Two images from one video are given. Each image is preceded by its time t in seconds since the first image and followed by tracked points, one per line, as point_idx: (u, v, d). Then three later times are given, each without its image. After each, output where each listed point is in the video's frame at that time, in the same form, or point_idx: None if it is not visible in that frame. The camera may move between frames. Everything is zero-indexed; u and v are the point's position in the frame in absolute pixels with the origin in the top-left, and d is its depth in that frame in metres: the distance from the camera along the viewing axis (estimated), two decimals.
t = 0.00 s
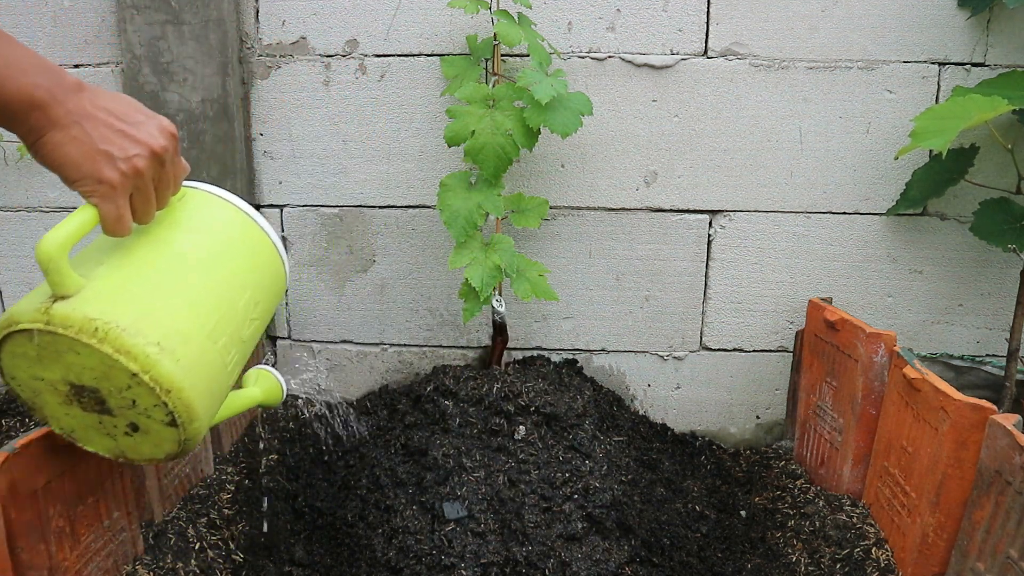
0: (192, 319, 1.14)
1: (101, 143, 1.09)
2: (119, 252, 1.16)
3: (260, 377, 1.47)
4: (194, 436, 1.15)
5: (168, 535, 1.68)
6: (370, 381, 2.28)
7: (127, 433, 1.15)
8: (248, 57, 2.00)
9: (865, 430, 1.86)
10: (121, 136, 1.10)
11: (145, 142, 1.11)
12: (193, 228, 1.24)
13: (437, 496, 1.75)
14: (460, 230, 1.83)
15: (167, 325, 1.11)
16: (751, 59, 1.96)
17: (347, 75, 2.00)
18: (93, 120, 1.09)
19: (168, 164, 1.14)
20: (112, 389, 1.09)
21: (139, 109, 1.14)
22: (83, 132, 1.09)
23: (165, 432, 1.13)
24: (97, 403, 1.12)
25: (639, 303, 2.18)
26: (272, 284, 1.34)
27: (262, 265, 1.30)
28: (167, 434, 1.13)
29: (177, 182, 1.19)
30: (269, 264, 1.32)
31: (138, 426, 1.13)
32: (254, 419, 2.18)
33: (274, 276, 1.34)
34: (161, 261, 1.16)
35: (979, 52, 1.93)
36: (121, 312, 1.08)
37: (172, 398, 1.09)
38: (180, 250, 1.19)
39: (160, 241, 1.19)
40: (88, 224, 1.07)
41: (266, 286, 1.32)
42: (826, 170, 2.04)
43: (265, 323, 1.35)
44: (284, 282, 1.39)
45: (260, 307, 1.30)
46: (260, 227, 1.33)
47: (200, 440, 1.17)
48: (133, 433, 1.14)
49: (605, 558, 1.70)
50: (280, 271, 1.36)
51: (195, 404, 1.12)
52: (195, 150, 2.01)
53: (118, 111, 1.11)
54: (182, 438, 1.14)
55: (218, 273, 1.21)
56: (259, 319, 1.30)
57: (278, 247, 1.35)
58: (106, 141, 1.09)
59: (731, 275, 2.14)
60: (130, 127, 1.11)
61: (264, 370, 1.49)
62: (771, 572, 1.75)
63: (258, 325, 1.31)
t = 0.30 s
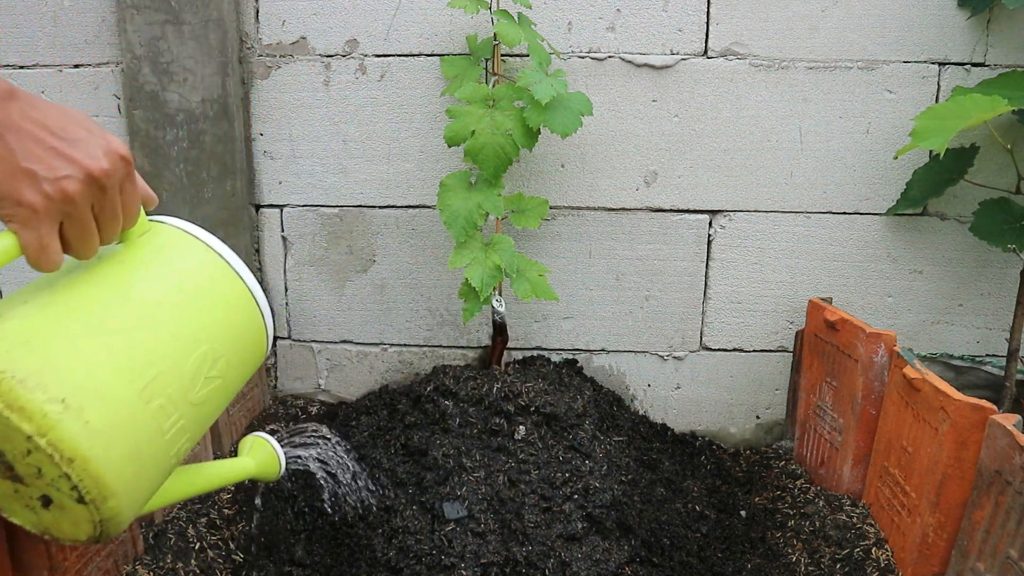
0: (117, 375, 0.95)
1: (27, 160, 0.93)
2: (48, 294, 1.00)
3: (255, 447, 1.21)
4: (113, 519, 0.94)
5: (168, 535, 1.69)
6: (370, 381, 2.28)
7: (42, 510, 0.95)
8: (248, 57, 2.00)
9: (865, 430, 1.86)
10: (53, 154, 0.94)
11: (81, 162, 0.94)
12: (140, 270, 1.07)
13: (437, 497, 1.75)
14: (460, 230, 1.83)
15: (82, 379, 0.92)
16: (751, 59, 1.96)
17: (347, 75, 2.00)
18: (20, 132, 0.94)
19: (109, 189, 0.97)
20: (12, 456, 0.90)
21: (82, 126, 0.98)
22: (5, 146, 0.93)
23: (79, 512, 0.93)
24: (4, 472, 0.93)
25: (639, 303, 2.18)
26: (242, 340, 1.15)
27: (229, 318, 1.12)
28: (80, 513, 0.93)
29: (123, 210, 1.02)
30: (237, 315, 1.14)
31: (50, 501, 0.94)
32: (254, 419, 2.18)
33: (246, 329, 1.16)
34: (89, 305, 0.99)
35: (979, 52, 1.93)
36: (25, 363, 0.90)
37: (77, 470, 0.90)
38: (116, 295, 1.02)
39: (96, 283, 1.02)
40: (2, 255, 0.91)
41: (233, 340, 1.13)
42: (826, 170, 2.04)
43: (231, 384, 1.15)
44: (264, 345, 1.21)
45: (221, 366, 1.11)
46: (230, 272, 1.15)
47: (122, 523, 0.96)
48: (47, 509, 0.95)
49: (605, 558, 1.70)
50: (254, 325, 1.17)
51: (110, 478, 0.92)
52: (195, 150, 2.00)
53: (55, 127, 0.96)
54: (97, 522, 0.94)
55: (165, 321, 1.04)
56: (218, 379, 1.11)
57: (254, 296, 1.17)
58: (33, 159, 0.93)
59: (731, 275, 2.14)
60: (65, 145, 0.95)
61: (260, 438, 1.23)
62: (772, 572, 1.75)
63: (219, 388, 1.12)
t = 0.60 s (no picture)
0: (116, 402, 0.79)
1: (24, 159, 0.82)
2: (50, 307, 0.85)
3: (301, 485, 1.15)
4: (103, 566, 0.80)
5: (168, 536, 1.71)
6: (370, 381, 2.28)
7: (30, 551, 0.81)
8: (248, 57, 1.99)
9: (865, 430, 1.86)
10: (53, 153, 0.83)
11: (83, 163, 0.83)
12: (159, 282, 0.91)
13: (437, 497, 1.75)
14: (460, 230, 1.83)
15: (70, 406, 0.76)
16: (751, 59, 1.96)
17: (347, 75, 2.00)
18: (18, 128, 0.83)
19: (116, 193, 0.85)
20: None
21: (90, 121, 0.87)
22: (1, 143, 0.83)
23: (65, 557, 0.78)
24: None
25: (639, 303, 2.18)
26: (273, 368, 0.97)
27: (256, 342, 0.94)
28: (68, 559, 0.79)
29: (137, 216, 0.89)
30: (267, 339, 0.96)
31: (35, 545, 0.79)
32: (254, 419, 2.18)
33: (278, 356, 0.98)
34: (92, 320, 0.84)
35: (979, 52, 1.93)
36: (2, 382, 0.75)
37: (57, 510, 0.75)
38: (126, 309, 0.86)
39: (104, 295, 0.87)
40: None
41: (261, 368, 0.95)
42: (826, 170, 2.04)
43: (258, 417, 0.98)
44: (301, 372, 1.03)
45: (246, 396, 0.94)
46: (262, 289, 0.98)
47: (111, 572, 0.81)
48: (34, 552, 0.80)
49: (606, 558, 1.70)
50: (288, 351, 0.99)
51: (93, 521, 0.77)
52: (195, 150, 2.00)
53: (59, 121, 0.85)
54: (85, 568, 0.79)
55: (177, 341, 0.87)
56: (244, 412, 0.94)
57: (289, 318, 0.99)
58: (31, 158, 0.83)
59: (731, 275, 2.14)
60: (68, 143, 0.84)
61: (308, 477, 1.17)
62: (771, 572, 1.75)
63: (242, 420, 0.94)
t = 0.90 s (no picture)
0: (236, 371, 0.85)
1: (134, 136, 0.84)
2: (167, 281, 0.90)
3: (402, 450, 1.18)
4: (237, 527, 0.85)
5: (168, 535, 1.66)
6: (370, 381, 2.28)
7: (171, 513, 0.87)
8: (248, 57, 1.99)
9: (865, 430, 1.86)
10: (161, 128, 0.85)
11: (192, 136, 0.85)
12: (267, 254, 0.94)
13: (437, 497, 1.72)
14: (460, 230, 1.83)
15: (196, 376, 0.82)
16: (751, 59, 1.96)
17: (347, 75, 2.00)
18: (124, 107, 0.85)
19: (223, 165, 0.87)
20: (134, 453, 0.82)
21: (190, 94, 0.88)
22: (112, 124, 0.85)
23: (203, 519, 0.84)
24: (132, 471, 0.85)
25: (639, 303, 2.18)
26: (378, 334, 0.99)
27: (362, 309, 0.97)
28: (205, 521, 0.85)
29: (242, 189, 0.91)
30: (371, 305, 0.98)
31: (176, 506, 0.85)
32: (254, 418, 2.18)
33: (382, 322, 1.00)
34: (210, 295, 0.88)
35: (979, 52, 1.93)
36: (138, 354, 0.81)
37: (194, 474, 0.80)
38: (238, 283, 0.90)
39: (218, 270, 0.91)
40: (117, 242, 0.83)
41: (368, 335, 0.98)
42: (826, 170, 2.04)
43: (366, 382, 1.01)
44: (406, 339, 1.05)
45: (356, 362, 0.97)
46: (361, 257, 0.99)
47: (246, 532, 0.86)
48: (175, 514, 0.86)
49: (606, 558, 1.70)
50: (392, 316, 1.01)
51: (228, 482, 0.82)
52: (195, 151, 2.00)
53: (162, 97, 0.86)
54: (222, 530, 0.85)
55: (290, 311, 0.91)
56: (354, 377, 0.98)
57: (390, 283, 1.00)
58: (141, 134, 0.84)
59: (730, 275, 2.14)
60: (173, 117, 0.85)
61: (408, 441, 1.19)
62: (771, 572, 1.74)
63: (354, 386, 0.98)
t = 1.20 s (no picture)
0: (395, 283, 0.88)
1: (282, 91, 0.85)
2: (310, 217, 0.93)
3: (480, 365, 1.23)
4: (407, 421, 0.88)
5: (168, 535, 1.68)
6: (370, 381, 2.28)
7: (333, 424, 0.90)
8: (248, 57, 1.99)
9: (865, 430, 1.86)
10: (305, 82, 0.85)
11: (334, 88, 0.86)
12: (389, 186, 0.97)
13: (437, 497, 1.74)
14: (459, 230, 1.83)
15: (364, 289, 0.85)
16: (751, 59, 1.96)
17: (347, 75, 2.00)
18: (272, 67, 0.85)
19: (358, 113, 0.89)
20: (311, 367, 0.84)
21: (320, 52, 0.88)
22: (263, 83, 0.85)
23: (374, 419, 0.87)
24: (299, 387, 0.87)
25: (639, 304, 2.18)
26: (485, 253, 1.04)
27: (474, 228, 1.01)
28: (376, 420, 0.87)
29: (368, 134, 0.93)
30: (481, 223, 1.02)
31: (343, 413, 0.88)
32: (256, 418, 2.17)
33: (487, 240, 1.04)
34: (355, 221, 0.91)
35: (979, 52, 1.93)
36: (314, 274, 0.84)
37: (378, 374, 0.83)
38: (374, 211, 0.93)
39: (353, 202, 0.94)
40: (275, 184, 0.85)
41: (481, 251, 1.03)
42: (826, 170, 2.04)
43: (480, 297, 1.05)
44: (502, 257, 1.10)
45: (474, 276, 1.01)
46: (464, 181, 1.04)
47: (412, 426, 0.90)
48: (339, 421, 0.89)
49: (606, 557, 1.70)
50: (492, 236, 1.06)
51: (403, 379, 0.85)
52: (195, 150, 2.00)
53: (299, 55, 0.86)
54: (391, 426, 0.88)
55: (423, 230, 0.94)
56: (474, 291, 1.01)
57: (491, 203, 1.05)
58: (289, 89, 0.85)
59: (730, 275, 2.14)
60: (314, 71, 0.86)
61: (484, 358, 1.25)
62: (772, 572, 1.74)
63: (473, 299, 1.02)
